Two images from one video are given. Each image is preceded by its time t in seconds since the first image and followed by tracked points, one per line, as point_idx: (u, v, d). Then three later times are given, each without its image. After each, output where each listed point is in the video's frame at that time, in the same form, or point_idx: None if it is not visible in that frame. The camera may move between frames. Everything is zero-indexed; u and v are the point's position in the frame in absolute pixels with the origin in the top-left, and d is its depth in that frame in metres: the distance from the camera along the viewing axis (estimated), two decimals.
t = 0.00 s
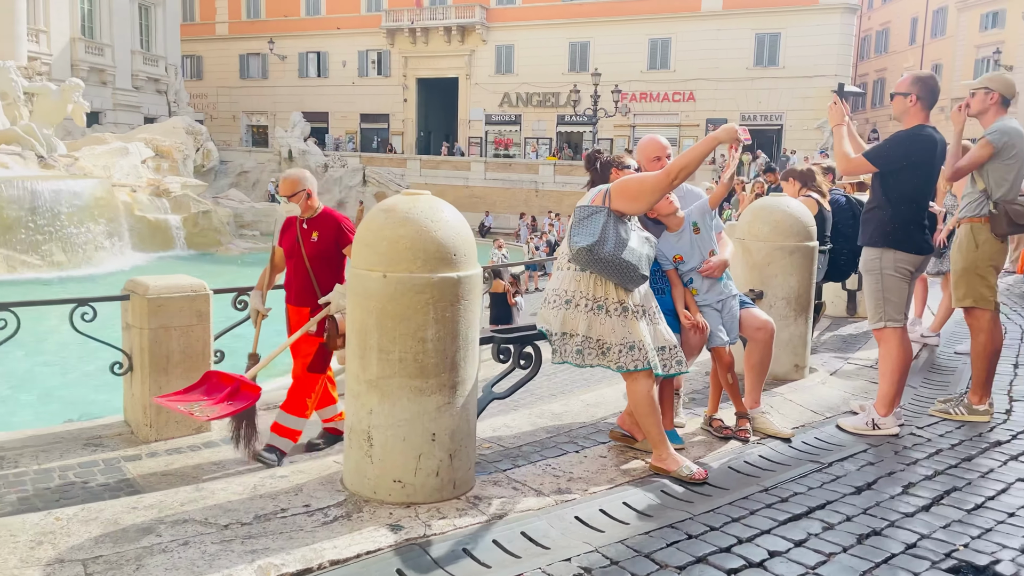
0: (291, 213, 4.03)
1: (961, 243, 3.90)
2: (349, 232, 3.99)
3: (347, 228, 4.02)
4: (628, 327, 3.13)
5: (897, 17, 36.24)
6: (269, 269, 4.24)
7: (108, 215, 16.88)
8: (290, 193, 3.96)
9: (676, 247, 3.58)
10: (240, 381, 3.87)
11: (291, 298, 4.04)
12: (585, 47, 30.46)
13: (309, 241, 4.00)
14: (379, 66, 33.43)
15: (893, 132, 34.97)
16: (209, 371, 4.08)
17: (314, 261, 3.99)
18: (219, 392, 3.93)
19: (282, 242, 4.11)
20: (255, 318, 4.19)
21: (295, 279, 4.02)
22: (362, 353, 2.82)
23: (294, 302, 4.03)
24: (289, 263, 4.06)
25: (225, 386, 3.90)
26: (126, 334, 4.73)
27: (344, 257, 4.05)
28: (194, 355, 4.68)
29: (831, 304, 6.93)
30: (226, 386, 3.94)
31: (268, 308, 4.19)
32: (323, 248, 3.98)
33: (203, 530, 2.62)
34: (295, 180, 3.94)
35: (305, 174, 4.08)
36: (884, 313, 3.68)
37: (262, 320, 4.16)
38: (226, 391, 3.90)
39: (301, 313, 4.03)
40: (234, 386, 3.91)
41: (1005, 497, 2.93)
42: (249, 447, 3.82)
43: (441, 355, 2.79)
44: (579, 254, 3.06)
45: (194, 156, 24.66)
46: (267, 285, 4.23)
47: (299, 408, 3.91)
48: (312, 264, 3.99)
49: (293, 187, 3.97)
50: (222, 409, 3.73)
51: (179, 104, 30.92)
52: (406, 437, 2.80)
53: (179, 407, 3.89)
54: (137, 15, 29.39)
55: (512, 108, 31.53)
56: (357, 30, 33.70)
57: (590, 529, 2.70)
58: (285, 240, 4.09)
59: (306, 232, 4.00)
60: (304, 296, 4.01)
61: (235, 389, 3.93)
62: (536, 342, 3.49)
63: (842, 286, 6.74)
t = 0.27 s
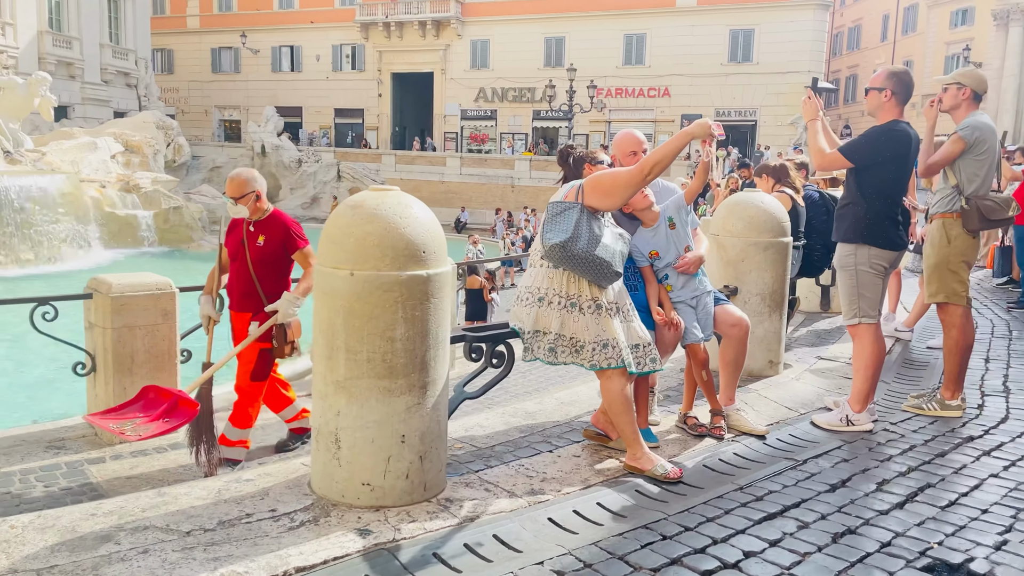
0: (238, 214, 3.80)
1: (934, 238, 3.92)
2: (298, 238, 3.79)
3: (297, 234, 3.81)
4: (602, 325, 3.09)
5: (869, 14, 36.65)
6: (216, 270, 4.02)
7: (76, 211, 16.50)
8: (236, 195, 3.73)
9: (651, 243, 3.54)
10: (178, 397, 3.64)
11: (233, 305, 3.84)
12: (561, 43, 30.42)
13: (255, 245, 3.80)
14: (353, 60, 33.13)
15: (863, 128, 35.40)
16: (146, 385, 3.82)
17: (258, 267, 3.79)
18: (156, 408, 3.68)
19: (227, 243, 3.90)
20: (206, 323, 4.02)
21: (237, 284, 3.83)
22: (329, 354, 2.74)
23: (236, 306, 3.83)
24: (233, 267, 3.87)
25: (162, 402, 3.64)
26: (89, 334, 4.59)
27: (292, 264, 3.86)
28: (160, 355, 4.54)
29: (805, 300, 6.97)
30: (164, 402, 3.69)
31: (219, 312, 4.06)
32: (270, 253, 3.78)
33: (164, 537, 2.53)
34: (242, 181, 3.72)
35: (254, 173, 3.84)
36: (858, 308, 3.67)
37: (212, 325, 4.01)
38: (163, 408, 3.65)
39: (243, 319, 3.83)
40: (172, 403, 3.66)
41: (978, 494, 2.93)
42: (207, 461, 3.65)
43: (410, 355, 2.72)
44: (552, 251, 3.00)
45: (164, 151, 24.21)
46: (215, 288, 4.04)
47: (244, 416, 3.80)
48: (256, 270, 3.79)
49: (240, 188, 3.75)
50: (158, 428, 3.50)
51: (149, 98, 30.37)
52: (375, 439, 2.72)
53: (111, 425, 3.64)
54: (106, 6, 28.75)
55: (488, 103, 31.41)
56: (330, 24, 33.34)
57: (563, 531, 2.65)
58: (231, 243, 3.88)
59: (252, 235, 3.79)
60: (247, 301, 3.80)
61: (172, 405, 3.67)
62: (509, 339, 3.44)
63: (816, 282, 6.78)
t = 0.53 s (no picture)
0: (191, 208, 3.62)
1: (917, 233, 3.89)
2: (254, 235, 3.68)
3: (253, 230, 3.68)
4: (584, 322, 3.03)
5: (848, 12, 36.93)
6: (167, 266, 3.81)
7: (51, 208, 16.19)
8: (191, 188, 3.57)
9: (636, 238, 3.48)
10: (123, 404, 3.71)
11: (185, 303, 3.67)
12: (543, 39, 30.33)
13: (209, 241, 3.63)
14: (334, 55, 32.86)
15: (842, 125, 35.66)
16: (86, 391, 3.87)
17: (213, 264, 3.64)
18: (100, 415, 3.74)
19: (178, 238, 3.72)
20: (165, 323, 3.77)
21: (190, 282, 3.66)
22: (305, 353, 2.66)
23: (189, 305, 3.68)
24: (185, 264, 3.69)
25: (108, 410, 3.71)
26: (61, 333, 4.46)
27: (247, 260, 3.73)
28: (133, 355, 4.43)
29: (788, 296, 6.96)
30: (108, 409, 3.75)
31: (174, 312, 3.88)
32: (225, 250, 3.64)
33: (133, 544, 2.43)
34: (199, 173, 3.56)
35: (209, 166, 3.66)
36: (845, 305, 3.63)
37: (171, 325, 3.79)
38: (108, 415, 3.72)
39: (197, 319, 3.67)
40: (117, 409, 3.73)
41: (964, 492, 2.90)
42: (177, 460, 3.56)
43: (388, 355, 2.65)
44: (534, 247, 2.94)
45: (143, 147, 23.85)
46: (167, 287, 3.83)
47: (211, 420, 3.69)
48: (210, 267, 3.64)
49: (195, 182, 3.59)
50: (106, 437, 3.56)
51: (127, 93, 30.01)
52: (352, 441, 2.65)
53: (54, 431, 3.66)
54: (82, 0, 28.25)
55: (470, 99, 31.29)
56: (311, 19, 33.02)
57: (547, 534, 2.59)
58: (184, 239, 3.70)
59: (205, 231, 3.62)
60: (202, 300, 3.66)
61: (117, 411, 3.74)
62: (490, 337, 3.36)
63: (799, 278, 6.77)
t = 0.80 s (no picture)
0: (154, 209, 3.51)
1: (914, 233, 3.85)
2: (222, 231, 3.59)
3: (221, 226, 3.60)
4: (578, 325, 2.96)
5: (838, 11, 37.06)
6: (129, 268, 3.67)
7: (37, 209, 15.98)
8: (153, 187, 3.46)
9: (630, 240, 3.42)
10: (86, 406, 3.52)
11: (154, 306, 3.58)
12: (533, 37, 30.25)
13: (176, 241, 3.54)
14: (324, 53, 32.68)
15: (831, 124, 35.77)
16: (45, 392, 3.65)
17: (181, 263, 3.55)
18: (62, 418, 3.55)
19: (142, 240, 3.60)
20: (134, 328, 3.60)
21: (157, 284, 3.56)
22: (291, 359, 2.58)
23: (158, 308, 3.58)
24: (151, 265, 3.59)
25: (70, 412, 3.52)
26: (43, 337, 4.35)
27: (216, 258, 3.65)
28: (118, 358, 4.34)
29: (781, 296, 6.92)
30: (70, 411, 3.56)
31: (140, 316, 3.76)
32: (192, 248, 3.56)
33: (112, 557, 2.35)
34: (159, 171, 3.45)
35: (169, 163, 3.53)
36: (841, 306, 3.58)
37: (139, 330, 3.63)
38: (70, 418, 3.52)
39: (168, 322, 3.57)
40: (80, 411, 3.54)
41: (965, 497, 2.85)
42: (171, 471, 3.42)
43: (377, 360, 2.58)
44: (525, 248, 2.87)
45: (130, 146, 23.62)
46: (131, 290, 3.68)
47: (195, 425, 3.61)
48: (179, 267, 3.55)
49: (157, 181, 3.48)
50: (68, 440, 3.38)
51: (114, 91, 29.67)
52: (338, 449, 2.57)
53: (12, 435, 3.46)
54: None
55: (460, 98, 31.18)
56: (300, 17, 32.83)
57: (540, 543, 2.52)
58: (147, 240, 3.59)
59: (172, 230, 3.53)
60: (171, 302, 3.56)
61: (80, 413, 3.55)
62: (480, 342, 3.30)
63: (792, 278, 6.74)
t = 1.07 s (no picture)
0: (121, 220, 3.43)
1: (919, 235, 3.80)
2: (194, 232, 3.53)
3: (193, 227, 3.54)
4: (579, 331, 2.90)
5: (836, 10, 37.06)
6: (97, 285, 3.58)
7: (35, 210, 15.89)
8: (117, 199, 3.38)
9: (631, 242, 3.36)
10: (72, 415, 3.43)
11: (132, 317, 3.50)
12: (531, 37, 30.18)
13: (149, 248, 3.47)
14: (322, 54, 32.61)
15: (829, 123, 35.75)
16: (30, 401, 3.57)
17: (157, 269, 3.48)
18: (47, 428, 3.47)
19: (111, 253, 3.51)
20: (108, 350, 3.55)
21: (134, 293, 3.48)
22: (286, 368, 2.52)
23: (135, 319, 3.50)
24: (124, 277, 3.50)
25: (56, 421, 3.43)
26: (36, 343, 4.27)
27: (190, 261, 3.59)
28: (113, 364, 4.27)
29: (782, 298, 6.87)
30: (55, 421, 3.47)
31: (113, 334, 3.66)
32: (166, 253, 3.49)
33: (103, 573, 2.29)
34: (122, 181, 3.37)
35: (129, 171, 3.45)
36: (847, 311, 3.53)
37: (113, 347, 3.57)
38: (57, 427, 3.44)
39: (148, 331, 3.50)
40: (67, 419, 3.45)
41: (974, 506, 2.80)
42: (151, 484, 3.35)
43: (374, 368, 2.52)
44: (525, 252, 2.81)
45: (128, 147, 23.53)
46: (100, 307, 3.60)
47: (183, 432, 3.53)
48: (154, 274, 3.48)
49: (121, 193, 3.40)
50: (55, 450, 3.30)
51: (111, 92, 29.57)
52: (336, 460, 2.51)
53: None
54: None
55: (458, 98, 31.12)
56: (298, 17, 32.75)
57: (542, 556, 2.47)
58: (115, 252, 3.51)
59: (143, 237, 3.46)
60: (151, 311, 3.49)
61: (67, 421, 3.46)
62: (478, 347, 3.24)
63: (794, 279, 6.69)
